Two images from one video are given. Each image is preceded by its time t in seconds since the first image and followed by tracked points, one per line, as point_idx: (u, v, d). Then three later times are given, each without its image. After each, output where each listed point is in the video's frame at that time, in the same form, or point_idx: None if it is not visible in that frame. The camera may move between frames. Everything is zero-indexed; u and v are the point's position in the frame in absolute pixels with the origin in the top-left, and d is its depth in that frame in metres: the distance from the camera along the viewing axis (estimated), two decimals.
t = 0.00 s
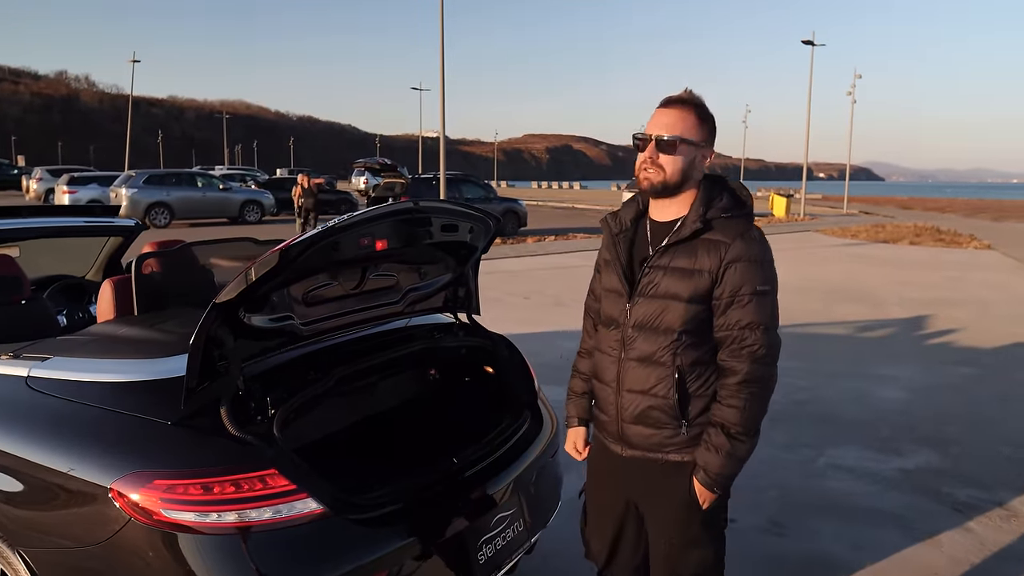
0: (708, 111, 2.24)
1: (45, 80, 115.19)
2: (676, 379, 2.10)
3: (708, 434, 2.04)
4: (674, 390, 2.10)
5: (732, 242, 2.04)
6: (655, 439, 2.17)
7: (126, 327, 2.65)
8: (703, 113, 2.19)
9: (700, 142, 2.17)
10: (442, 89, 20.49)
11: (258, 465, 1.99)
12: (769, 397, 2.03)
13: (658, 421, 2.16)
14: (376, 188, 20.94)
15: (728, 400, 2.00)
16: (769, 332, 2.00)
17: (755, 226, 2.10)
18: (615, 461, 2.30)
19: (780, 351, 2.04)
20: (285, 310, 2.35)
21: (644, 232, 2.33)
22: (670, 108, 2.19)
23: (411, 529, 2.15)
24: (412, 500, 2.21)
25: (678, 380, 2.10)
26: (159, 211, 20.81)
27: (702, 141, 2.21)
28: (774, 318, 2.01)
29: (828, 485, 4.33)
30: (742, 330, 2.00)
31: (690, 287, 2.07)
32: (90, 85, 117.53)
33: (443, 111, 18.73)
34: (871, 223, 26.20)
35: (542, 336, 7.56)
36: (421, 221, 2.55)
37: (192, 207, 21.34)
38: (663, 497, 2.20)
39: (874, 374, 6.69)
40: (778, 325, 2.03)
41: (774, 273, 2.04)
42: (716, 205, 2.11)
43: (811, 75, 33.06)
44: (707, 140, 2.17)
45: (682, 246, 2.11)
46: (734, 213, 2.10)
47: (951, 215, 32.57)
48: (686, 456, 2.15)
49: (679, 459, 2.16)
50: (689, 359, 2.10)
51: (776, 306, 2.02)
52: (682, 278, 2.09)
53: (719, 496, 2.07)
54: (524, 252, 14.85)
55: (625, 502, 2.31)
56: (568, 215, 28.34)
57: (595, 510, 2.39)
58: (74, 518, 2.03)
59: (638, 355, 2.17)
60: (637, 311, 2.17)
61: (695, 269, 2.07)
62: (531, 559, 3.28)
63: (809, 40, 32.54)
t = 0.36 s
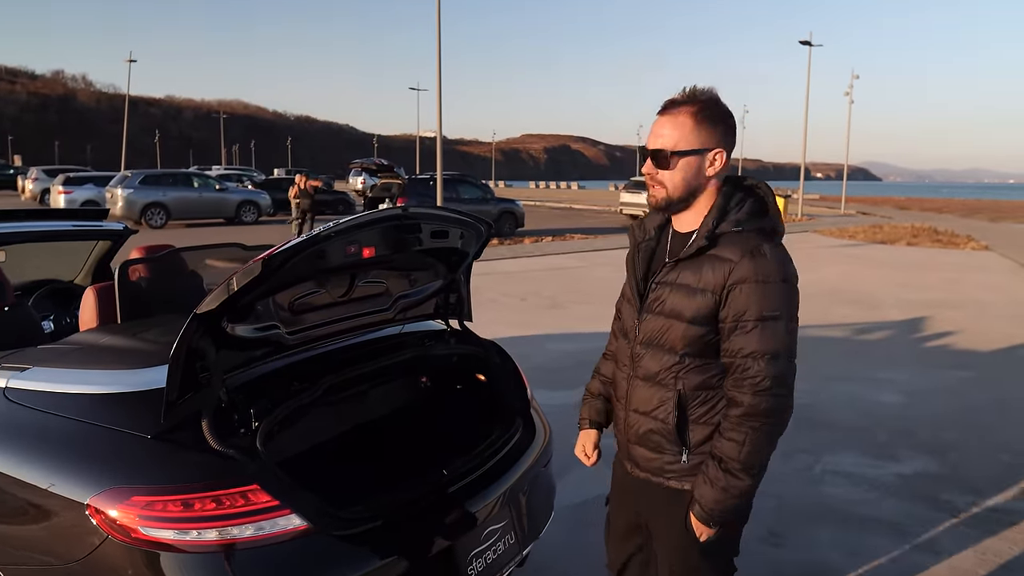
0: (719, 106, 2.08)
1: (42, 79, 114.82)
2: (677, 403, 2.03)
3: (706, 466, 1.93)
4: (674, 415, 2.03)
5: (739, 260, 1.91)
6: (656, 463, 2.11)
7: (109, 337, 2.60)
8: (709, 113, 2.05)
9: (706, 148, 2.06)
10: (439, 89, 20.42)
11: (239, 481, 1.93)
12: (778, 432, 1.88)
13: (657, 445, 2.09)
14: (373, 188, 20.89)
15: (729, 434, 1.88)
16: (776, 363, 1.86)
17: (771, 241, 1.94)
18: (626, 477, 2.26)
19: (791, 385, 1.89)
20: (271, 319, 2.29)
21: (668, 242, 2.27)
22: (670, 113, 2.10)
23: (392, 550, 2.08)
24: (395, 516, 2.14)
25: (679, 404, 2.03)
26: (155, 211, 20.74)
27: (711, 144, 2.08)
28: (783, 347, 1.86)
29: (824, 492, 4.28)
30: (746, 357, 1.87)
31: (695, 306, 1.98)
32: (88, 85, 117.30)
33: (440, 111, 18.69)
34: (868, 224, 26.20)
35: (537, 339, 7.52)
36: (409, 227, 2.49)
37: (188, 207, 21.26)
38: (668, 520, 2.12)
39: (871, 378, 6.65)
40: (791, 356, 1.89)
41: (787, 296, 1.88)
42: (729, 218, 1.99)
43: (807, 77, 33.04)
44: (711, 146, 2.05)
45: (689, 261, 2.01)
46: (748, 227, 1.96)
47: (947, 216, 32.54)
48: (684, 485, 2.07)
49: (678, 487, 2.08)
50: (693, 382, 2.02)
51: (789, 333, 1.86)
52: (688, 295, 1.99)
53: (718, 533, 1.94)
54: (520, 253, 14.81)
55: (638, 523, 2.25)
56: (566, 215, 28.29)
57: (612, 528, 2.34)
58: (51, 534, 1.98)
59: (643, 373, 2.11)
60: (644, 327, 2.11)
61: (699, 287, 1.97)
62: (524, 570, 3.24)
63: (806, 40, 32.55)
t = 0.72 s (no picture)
0: (693, 115, 1.95)
1: (35, 80, 114.40)
2: (666, 417, 2.02)
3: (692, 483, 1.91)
4: (662, 426, 2.04)
5: (713, 279, 1.83)
6: (651, 474, 2.12)
7: (91, 343, 2.54)
8: (676, 125, 1.95)
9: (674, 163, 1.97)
10: (434, 90, 20.34)
11: (221, 492, 1.88)
12: (762, 456, 1.83)
13: (652, 457, 2.10)
14: (368, 189, 20.84)
15: (713, 455, 1.84)
16: (753, 385, 1.78)
17: (751, 258, 1.83)
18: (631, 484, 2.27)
19: (775, 406, 1.81)
20: (256, 326, 2.23)
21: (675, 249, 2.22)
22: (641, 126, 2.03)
23: (375, 562, 2.02)
24: (378, 528, 2.09)
25: (667, 418, 2.02)
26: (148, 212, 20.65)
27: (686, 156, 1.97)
28: (759, 370, 1.78)
29: (820, 497, 4.25)
30: (721, 379, 1.81)
31: (676, 322, 1.93)
32: (81, 85, 116.88)
33: (435, 112, 18.63)
34: (863, 225, 26.22)
35: (531, 341, 7.49)
36: (398, 231, 2.44)
37: (181, 209, 21.17)
38: (666, 530, 2.14)
39: (867, 381, 6.61)
40: (773, 376, 1.80)
41: (764, 314, 1.79)
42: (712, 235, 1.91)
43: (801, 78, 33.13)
44: (681, 161, 1.95)
45: (672, 276, 1.96)
46: (729, 241, 1.87)
47: (941, 218, 32.61)
48: (674, 498, 2.07)
49: (672, 499, 2.08)
50: (680, 398, 1.98)
51: (763, 355, 1.77)
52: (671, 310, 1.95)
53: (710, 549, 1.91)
54: (515, 254, 14.77)
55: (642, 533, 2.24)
56: (561, 217, 28.23)
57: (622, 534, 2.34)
58: (29, 547, 1.93)
59: (638, 385, 2.10)
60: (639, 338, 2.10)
61: (676, 303, 1.91)
62: None
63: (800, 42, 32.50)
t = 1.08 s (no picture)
0: (674, 127, 1.92)
1: (28, 84, 114.07)
2: (660, 426, 1.98)
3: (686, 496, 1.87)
4: (656, 435, 2.00)
5: (704, 293, 1.79)
6: (646, 482, 2.08)
7: (70, 350, 2.49)
8: (654, 134, 1.93)
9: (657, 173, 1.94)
10: (428, 94, 20.29)
11: (199, 504, 1.83)
12: (758, 472, 1.79)
13: (646, 466, 2.06)
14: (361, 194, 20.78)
15: (706, 471, 1.80)
16: (744, 403, 1.75)
17: (743, 271, 1.79)
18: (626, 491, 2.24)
19: (769, 422, 1.77)
20: (238, 333, 2.18)
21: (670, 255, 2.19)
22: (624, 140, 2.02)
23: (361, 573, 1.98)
24: (365, 538, 2.05)
25: (662, 427, 1.98)
26: (140, 217, 20.55)
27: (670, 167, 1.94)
28: (753, 385, 1.74)
29: (813, 504, 4.22)
30: (712, 397, 1.78)
31: (668, 333, 1.89)
32: (75, 89, 116.41)
33: (428, 116, 18.58)
34: (857, 230, 26.25)
35: (524, 346, 7.45)
36: (383, 236, 2.39)
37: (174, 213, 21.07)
38: (657, 540, 2.10)
39: (860, 386, 6.59)
40: (765, 392, 1.76)
41: (756, 328, 1.75)
42: (703, 246, 1.86)
43: (793, 82, 33.22)
44: (662, 171, 1.92)
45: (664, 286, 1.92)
46: (720, 254, 1.82)
47: (934, 223, 32.69)
48: (669, 506, 2.03)
49: (667, 509, 2.04)
50: (673, 409, 1.95)
51: (754, 371, 1.74)
52: (662, 322, 1.91)
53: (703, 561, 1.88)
54: (508, 259, 14.74)
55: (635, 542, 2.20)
56: (555, 220, 28.17)
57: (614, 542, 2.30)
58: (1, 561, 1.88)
59: (633, 393, 2.06)
60: (633, 346, 2.06)
61: (670, 314, 1.87)
62: None
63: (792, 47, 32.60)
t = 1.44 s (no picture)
0: (674, 134, 1.88)
1: (24, 89, 113.87)
2: (666, 435, 1.93)
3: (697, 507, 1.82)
4: (661, 443, 1.95)
5: (719, 301, 1.75)
6: (648, 492, 2.02)
7: (53, 357, 2.44)
8: (654, 142, 1.88)
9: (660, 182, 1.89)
10: (424, 100, 20.30)
11: (182, 516, 1.77)
12: (774, 482, 1.75)
13: (648, 476, 2.01)
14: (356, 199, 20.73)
15: (722, 481, 1.75)
16: (763, 411, 1.71)
17: (759, 277, 1.76)
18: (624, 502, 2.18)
19: (786, 430, 1.74)
20: (225, 339, 2.14)
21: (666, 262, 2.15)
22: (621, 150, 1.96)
23: None
24: (356, 549, 2.00)
25: (667, 435, 1.93)
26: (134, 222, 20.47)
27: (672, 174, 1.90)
28: (769, 394, 1.71)
29: (810, 512, 4.17)
30: (728, 406, 1.74)
31: (678, 341, 1.84)
32: (70, 94, 116.14)
33: (424, 121, 18.57)
34: (852, 236, 26.30)
35: (519, 352, 7.40)
36: (374, 241, 2.35)
37: (169, 218, 20.99)
38: (656, 553, 2.04)
39: (856, 392, 6.55)
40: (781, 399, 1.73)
41: (774, 336, 1.72)
42: (714, 253, 1.82)
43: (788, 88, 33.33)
44: (667, 179, 1.87)
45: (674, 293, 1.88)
46: (734, 261, 1.79)
47: (929, 228, 32.78)
48: (674, 516, 1.96)
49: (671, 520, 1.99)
50: (681, 417, 1.90)
51: (773, 379, 1.71)
52: (674, 328, 1.86)
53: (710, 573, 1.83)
54: (504, 264, 14.70)
55: (632, 553, 2.14)
56: (551, 226, 28.13)
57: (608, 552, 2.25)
58: None
59: (635, 401, 2.01)
60: (635, 353, 2.01)
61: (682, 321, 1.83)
62: None
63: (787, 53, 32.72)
